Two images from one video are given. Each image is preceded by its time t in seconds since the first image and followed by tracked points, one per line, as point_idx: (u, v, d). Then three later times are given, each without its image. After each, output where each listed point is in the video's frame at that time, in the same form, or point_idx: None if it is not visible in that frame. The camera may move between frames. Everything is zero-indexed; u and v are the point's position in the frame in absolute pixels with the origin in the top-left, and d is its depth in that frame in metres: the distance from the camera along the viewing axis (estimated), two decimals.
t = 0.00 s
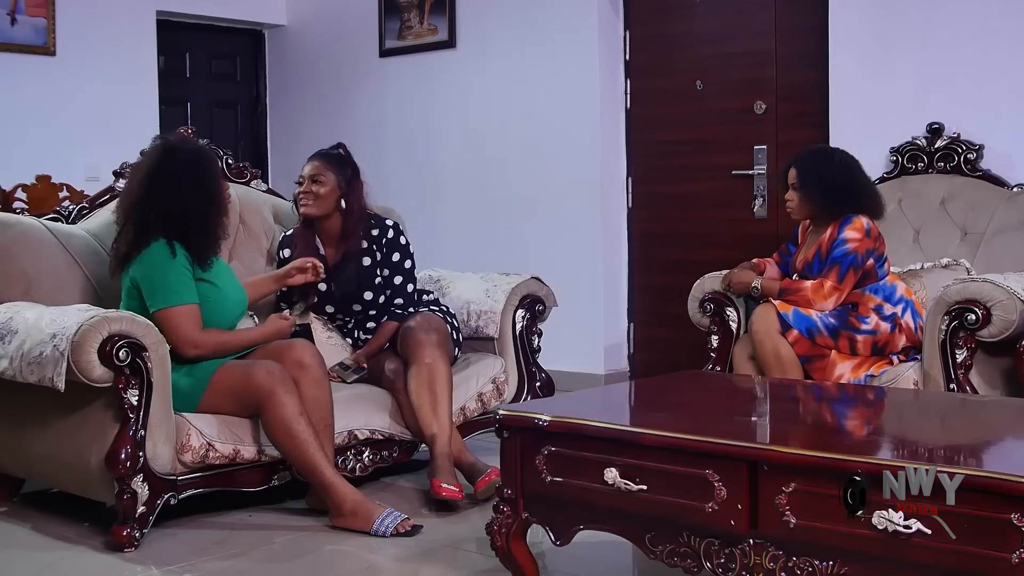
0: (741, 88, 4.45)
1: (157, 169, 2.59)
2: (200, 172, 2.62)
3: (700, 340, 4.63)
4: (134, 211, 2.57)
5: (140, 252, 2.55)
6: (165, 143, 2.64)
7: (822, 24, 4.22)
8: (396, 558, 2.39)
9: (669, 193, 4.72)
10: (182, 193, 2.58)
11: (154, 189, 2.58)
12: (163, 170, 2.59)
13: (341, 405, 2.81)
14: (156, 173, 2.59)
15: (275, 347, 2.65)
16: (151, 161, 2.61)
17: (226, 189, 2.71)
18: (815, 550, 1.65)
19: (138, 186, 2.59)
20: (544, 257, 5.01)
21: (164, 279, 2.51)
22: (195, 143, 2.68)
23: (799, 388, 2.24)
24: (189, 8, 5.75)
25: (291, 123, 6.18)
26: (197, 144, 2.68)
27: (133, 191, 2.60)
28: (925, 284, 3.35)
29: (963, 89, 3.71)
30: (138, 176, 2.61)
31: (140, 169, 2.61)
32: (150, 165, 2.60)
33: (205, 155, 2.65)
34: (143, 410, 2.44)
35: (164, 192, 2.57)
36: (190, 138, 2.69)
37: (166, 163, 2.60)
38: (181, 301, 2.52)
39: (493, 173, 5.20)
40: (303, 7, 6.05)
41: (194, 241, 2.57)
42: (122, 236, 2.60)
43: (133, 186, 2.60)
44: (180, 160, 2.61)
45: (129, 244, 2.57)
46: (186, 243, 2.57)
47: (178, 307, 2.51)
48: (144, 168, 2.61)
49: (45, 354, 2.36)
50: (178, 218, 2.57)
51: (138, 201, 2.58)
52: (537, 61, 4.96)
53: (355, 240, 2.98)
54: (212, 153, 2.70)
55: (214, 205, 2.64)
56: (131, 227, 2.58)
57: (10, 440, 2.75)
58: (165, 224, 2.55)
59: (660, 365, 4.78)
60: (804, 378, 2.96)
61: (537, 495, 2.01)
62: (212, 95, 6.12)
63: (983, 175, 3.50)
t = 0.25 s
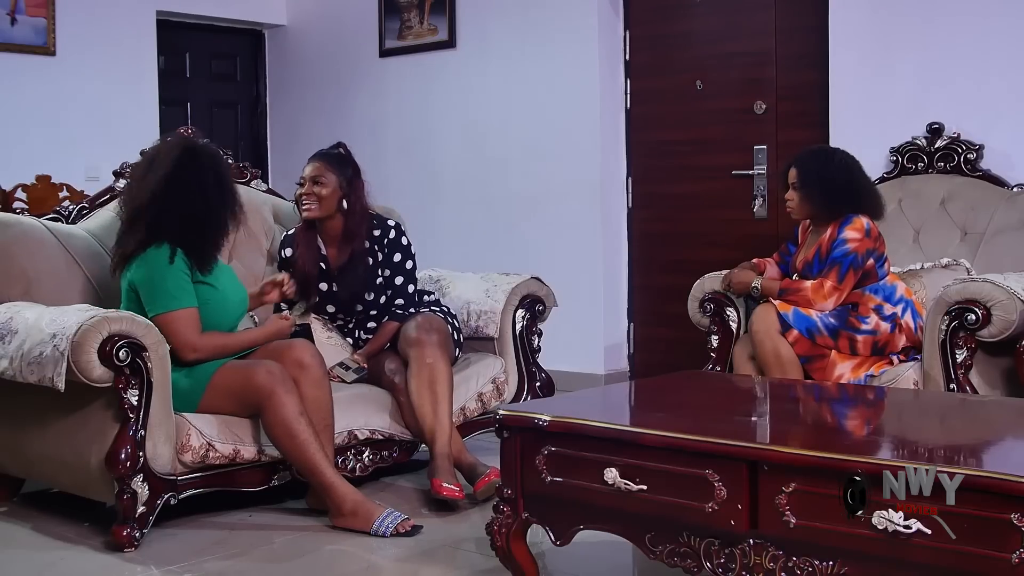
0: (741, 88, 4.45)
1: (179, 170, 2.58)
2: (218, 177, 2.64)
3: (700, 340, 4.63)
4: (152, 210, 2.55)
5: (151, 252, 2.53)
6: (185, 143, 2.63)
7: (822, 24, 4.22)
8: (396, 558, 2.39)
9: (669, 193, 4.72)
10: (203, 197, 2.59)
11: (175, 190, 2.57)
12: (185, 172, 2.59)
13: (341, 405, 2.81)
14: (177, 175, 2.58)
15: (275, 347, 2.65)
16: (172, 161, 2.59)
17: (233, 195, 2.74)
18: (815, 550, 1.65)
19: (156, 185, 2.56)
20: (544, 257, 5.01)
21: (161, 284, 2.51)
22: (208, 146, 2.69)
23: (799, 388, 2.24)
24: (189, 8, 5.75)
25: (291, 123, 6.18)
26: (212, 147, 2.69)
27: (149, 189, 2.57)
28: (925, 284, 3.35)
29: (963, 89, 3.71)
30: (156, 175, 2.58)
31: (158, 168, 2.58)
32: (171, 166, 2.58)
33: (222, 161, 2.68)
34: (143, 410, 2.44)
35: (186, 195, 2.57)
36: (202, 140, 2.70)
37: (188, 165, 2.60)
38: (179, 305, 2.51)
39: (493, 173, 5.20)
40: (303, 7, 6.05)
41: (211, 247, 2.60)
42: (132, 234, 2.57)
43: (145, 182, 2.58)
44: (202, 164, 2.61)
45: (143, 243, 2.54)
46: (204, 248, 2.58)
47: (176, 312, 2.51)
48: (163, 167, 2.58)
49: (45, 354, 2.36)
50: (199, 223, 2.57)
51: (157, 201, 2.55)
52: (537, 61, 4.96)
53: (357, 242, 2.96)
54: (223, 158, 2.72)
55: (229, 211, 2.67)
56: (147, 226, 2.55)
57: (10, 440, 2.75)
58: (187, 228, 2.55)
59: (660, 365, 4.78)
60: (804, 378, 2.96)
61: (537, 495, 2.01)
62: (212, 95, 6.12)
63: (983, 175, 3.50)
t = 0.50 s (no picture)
0: (741, 88, 4.45)
1: (177, 172, 2.58)
2: (213, 178, 2.66)
3: (700, 340, 4.63)
4: (151, 212, 2.55)
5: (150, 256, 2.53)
6: (181, 144, 2.63)
7: (822, 24, 4.22)
8: (397, 558, 2.39)
9: (669, 193, 4.72)
10: (200, 197, 2.60)
11: (173, 192, 2.57)
12: (182, 174, 2.59)
13: (341, 405, 2.81)
14: (175, 176, 2.58)
15: (275, 347, 2.66)
16: (168, 162, 2.58)
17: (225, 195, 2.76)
18: (815, 550, 1.65)
19: (153, 187, 2.56)
20: (544, 257, 5.01)
21: (155, 290, 2.51)
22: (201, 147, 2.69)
23: (799, 388, 2.24)
24: (189, 8, 5.75)
25: (291, 123, 6.17)
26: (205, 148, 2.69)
27: (147, 192, 2.56)
28: (925, 284, 3.35)
29: (963, 88, 3.71)
30: (152, 176, 2.57)
31: (155, 169, 2.58)
32: (168, 167, 2.58)
33: (216, 163, 2.69)
34: (143, 410, 2.44)
35: (185, 197, 2.58)
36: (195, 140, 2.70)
37: (185, 166, 2.60)
38: (173, 310, 2.52)
39: (493, 173, 5.20)
40: (303, 6, 6.05)
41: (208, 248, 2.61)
42: (129, 237, 2.55)
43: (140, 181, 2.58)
44: (199, 164, 2.62)
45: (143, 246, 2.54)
46: (203, 249, 2.59)
47: (170, 317, 2.51)
48: (160, 169, 2.58)
49: (45, 355, 2.36)
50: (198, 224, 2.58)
51: (156, 202, 2.55)
52: (537, 61, 4.96)
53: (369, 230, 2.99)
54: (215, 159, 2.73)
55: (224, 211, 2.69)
56: (147, 228, 2.54)
57: (10, 440, 2.75)
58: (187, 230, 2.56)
59: (661, 365, 4.78)
60: (804, 378, 2.96)
61: (537, 495, 2.01)
62: (212, 94, 6.12)
63: (983, 175, 3.50)
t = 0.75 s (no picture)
0: (742, 88, 4.45)
1: (160, 173, 2.57)
2: (200, 180, 2.63)
3: (700, 340, 4.63)
4: (135, 214, 2.53)
5: (139, 261, 2.52)
6: (165, 145, 2.61)
7: (822, 24, 4.22)
8: (397, 559, 2.39)
9: (669, 193, 4.72)
10: (185, 198, 2.58)
11: (157, 194, 2.55)
12: (166, 175, 2.57)
13: (341, 405, 2.81)
14: (158, 178, 2.56)
15: (275, 347, 2.65)
16: (152, 164, 2.57)
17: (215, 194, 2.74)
18: (815, 550, 1.65)
19: (137, 189, 2.55)
20: (544, 257, 5.01)
21: (149, 293, 2.51)
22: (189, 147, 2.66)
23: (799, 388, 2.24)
24: (189, 8, 5.75)
25: (291, 123, 6.17)
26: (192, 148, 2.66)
27: (130, 194, 2.55)
28: (925, 284, 3.35)
29: (963, 88, 3.71)
30: (135, 178, 2.56)
31: (138, 170, 2.56)
32: (151, 168, 2.56)
33: (203, 162, 2.66)
34: (143, 410, 2.44)
35: (171, 200, 2.56)
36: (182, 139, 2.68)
37: (169, 167, 2.58)
38: (167, 314, 2.51)
39: (493, 173, 5.19)
40: (303, 6, 6.05)
41: (196, 250, 2.60)
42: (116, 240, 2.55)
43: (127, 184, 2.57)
44: (183, 165, 2.60)
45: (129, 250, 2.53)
46: (189, 251, 2.58)
47: (165, 321, 2.51)
48: (143, 170, 2.56)
49: (44, 355, 2.36)
50: (183, 225, 2.56)
51: (139, 205, 2.54)
52: (537, 61, 4.96)
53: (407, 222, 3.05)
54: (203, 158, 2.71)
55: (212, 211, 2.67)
56: (130, 231, 2.53)
57: (11, 440, 2.75)
58: (171, 231, 2.54)
59: (660, 365, 4.78)
60: (804, 378, 2.96)
61: (537, 495, 2.01)
62: (212, 94, 6.12)
63: (983, 175, 3.50)
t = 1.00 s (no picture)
0: (741, 88, 4.45)
1: (155, 172, 2.56)
2: (198, 178, 2.62)
3: (700, 340, 4.63)
4: (130, 213, 2.54)
5: (136, 260, 2.52)
6: (160, 143, 2.61)
7: (822, 24, 4.22)
8: (397, 559, 2.39)
9: (669, 193, 4.72)
10: (179, 196, 2.57)
11: (151, 192, 2.55)
12: (161, 174, 2.56)
13: (341, 404, 2.81)
14: (152, 176, 2.56)
15: (274, 347, 2.65)
16: (146, 163, 2.57)
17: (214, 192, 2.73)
18: (815, 550, 1.65)
19: (131, 188, 2.55)
20: (544, 257, 5.01)
21: (151, 292, 2.51)
22: (186, 145, 2.65)
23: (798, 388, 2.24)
24: (189, 8, 5.75)
25: (291, 123, 6.17)
26: (189, 146, 2.66)
27: (126, 194, 2.56)
28: (925, 284, 3.35)
29: (963, 88, 3.71)
30: (130, 178, 2.57)
31: (135, 171, 2.57)
32: (147, 169, 2.56)
33: (199, 159, 2.65)
34: (143, 410, 2.44)
35: (167, 201, 2.56)
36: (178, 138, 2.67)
37: (163, 166, 2.57)
38: (170, 312, 2.51)
39: (493, 173, 5.19)
40: (303, 6, 6.05)
41: (195, 250, 2.60)
42: (112, 239, 2.56)
43: (124, 185, 2.57)
44: (178, 164, 2.59)
45: (124, 248, 2.53)
46: (186, 249, 2.57)
47: (168, 319, 2.51)
48: (138, 170, 2.57)
49: (44, 355, 2.36)
50: (178, 223, 2.56)
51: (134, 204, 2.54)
52: (537, 61, 4.96)
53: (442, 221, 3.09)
54: (202, 156, 2.70)
55: (210, 209, 2.66)
56: (126, 230, 2.53)
57: (11, 440, 2.75)
58: (166, 230, 2.54)
59: (660, 365, 4.78)
60: (804, 377, 2.96)
61: (537, 495, 2.01)
62: (212, 94, 6.12)
63: (983, 175, 3.50)
